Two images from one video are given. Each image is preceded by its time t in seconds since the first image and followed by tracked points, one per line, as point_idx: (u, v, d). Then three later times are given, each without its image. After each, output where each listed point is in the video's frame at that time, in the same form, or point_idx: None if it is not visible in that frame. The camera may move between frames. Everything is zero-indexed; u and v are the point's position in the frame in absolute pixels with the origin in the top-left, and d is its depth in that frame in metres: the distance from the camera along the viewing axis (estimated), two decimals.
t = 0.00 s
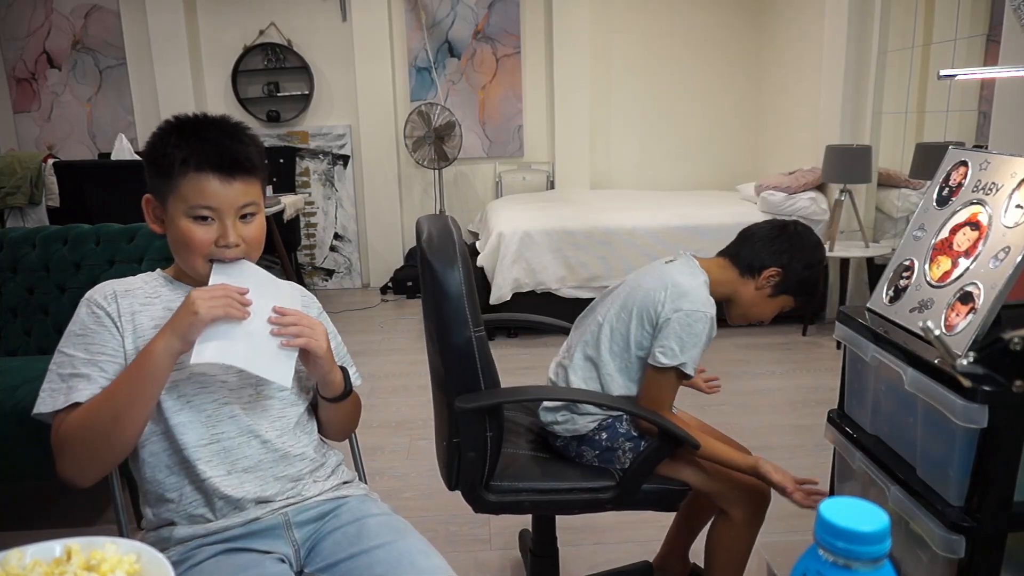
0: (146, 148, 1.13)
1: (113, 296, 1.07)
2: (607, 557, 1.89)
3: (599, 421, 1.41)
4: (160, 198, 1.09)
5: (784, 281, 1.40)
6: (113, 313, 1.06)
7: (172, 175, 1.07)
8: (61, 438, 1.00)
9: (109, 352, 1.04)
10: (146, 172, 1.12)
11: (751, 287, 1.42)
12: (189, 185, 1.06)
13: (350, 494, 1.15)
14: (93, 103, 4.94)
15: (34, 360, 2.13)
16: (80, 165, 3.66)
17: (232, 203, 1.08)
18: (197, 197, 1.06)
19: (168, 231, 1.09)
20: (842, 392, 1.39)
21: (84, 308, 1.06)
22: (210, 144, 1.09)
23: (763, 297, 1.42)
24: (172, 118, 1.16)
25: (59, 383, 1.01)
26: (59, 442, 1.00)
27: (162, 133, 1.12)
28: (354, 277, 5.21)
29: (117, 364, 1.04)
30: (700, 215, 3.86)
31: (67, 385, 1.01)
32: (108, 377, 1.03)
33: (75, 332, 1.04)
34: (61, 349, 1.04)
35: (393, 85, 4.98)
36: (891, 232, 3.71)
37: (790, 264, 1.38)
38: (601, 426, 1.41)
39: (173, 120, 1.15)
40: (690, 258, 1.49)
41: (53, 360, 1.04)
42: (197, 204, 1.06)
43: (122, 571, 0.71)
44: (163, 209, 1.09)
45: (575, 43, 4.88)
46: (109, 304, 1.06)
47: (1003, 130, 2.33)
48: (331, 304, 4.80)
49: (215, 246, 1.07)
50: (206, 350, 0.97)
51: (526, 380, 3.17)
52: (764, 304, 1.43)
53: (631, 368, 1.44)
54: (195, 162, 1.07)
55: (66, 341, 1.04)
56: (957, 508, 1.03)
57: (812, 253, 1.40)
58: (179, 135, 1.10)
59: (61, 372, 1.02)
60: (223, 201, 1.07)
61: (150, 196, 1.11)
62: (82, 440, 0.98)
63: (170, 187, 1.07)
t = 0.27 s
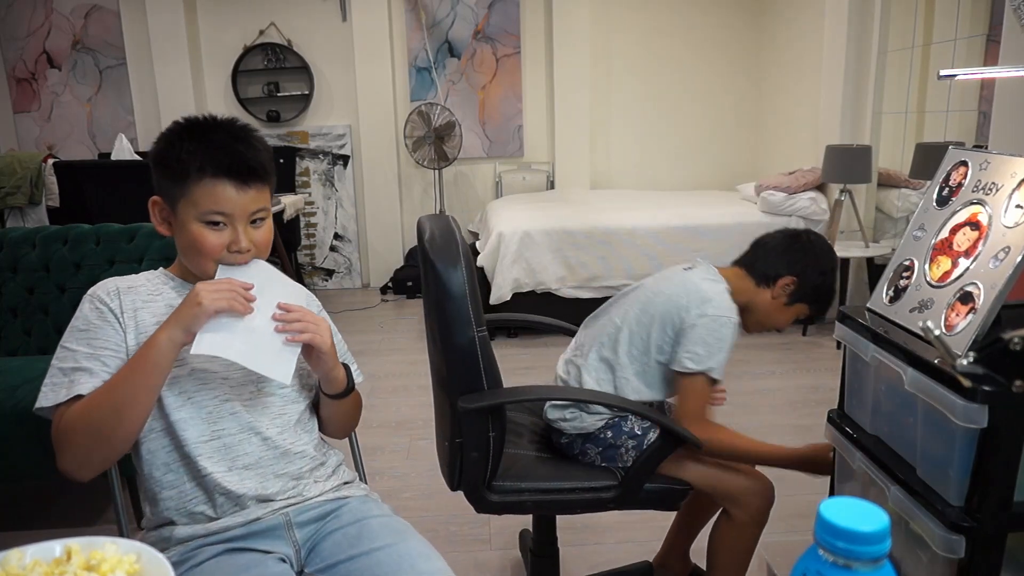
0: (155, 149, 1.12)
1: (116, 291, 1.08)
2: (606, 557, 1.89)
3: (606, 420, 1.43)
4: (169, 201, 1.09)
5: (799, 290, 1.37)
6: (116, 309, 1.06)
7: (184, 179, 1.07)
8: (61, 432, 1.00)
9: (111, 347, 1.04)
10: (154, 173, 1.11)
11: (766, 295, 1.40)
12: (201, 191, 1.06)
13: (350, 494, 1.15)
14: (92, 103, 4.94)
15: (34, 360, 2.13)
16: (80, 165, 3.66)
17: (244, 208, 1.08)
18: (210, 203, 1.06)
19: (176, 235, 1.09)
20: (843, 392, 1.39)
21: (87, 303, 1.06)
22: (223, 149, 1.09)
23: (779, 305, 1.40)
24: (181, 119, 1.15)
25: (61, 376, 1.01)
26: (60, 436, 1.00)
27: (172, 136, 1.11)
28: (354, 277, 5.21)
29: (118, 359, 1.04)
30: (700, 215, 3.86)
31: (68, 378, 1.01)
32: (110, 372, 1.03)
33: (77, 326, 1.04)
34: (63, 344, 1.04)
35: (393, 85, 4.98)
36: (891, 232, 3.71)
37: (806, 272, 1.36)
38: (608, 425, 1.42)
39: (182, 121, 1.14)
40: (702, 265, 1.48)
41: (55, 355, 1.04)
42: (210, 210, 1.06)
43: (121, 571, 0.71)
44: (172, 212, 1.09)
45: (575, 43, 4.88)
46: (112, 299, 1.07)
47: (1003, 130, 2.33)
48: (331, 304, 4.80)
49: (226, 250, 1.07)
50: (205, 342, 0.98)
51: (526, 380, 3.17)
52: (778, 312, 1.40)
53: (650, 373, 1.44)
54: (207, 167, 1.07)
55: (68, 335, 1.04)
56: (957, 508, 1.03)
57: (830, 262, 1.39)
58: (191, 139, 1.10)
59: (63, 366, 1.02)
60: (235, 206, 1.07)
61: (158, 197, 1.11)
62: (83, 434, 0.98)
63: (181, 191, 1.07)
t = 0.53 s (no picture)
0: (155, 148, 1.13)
1: (115, 293, 1.07)
2: (606, 557, 1.89)
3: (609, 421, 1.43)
4: (171, 198, 1.09)
5: (816, 317, 1.42)
6: (114, 312, 1.06)
7: (185, 174, 1.07)
8: (61, 435, 1.01)
9: (107, 351, 1.04)
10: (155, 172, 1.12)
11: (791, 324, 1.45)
12: (202, 184, 1.07)
13: (350, 495, 1.15)
14: (93, 103, 4.95)
15: (34, 360, 2.13)
16: (81, 165, 3.66)
17: (245, 199, 1.08)
18: (211, 194, 1.06)
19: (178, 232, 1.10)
20: (842, 392, 1.39)
21: (86, 306, 1.06)
22: (222, 143, 1.09)
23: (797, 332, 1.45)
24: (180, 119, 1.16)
25: (57, 381, 1.02)
26: (59, 437, 1.01)
27: (171, 133, 1.11)
28: (355, 277, 5.21)
29: (115, 364, 1.04)
30: (700, 215, 3.87)
31: (64, 384, 1.02)
32: (106, 376, 1.03)
33: (76, 330, 1.04)
34: (61, 347, 1.04)
35: (393, 85, 4.98)
36: (891, 232, 3.71)
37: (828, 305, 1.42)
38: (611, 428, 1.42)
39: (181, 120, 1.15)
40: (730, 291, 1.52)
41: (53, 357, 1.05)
42: (210, 202, 1.06)
43: (122, 571, 0.71)
44: (174, 208, 1.09)
45: (575, 43, 4.88)
46: (110, 302, 1.07)
47: (1003, 130, 2.33)
48: (332, 304, 4.80)
49: (229, 241, 1.07)
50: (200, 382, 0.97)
51: (526, 380, 3.17)
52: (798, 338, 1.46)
53: (639, 391, 1.45)
54: (207, 161, 1.07)
55: (67, 338, 1.04)
56: (957, 508, 1.03)
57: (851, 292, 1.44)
58: (190, 135, 1.10)
59: (60, 370, 1.03)
60: (235, 197, 1.07)
61: (160, 196, 1.11)
62: (84, 441, 0.99)
63: (182, 186, 1.07)
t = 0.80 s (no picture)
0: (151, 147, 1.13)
1: (112, 293, 1.07)
2: (606, 557, 1.89)
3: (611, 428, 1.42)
4: (164, 195, 1.09)
5: (784, 254, 1.32)
6: (112, 310, 1.05)
7: (177, 170, 1.08)
8: (63, 436, 1.02)
9: (105, 350, 1.04)
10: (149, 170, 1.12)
11: (759, 267, 1.35)
12: (194, 180, 1.07)
13: (350, 496, 1.15)
14: (93, 103, 4.95)
15: (34, 360, 2.13)
16: (81, 165, 3.66)
17: (235, 197, 1.08)
18: (201, 190, 1.06)
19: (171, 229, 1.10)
20: (842, 392, 1.39)
21: (84, 305, 1.06)
22: (214, 140, 1.10)
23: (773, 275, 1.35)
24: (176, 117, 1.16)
25: (54, 380, 1.02)
26: (60, 437, 1.02)
27: (165, 131, 1.12)
28: (355, 277, 5.21)
29: (113, 362, 1.04)
30: (700, 215, 3.87)
31: (61, 383, 1.02)
32: (104, 375, 1.03)
33: (74, 329, 1.04)
34: (59, 345, 1.04)
35: (393, 85, 4.98)
36: (891, 232, 3.71)
37: (793, 240, 1.31)
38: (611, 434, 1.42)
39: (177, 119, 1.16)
40: (692, 254, 1.46)
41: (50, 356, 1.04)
42: (200, 198, 1.06)
43: (122, 571, 0.71)
44: (167, 206, 1.09)
45: (575, 43, 4.88)
46: (108, 301, 1.06)
47: (1003, 131, 2.34)
48: (331, 304, 4.81)
49: (219, 238, 1.07)
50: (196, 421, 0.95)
51: (526, 380, 3.17)
52: (776, 279, 1.35)
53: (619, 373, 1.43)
54: (200, 158, 1.08)
55: (65, 336, 1.04)
56: (957, 508, 1.03)
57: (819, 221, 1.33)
58: (184, 133, 1.11)
59: (57, 369, 1.02)
60: (226, 194, 1.07)
61: (154, 195, 1.12)
62: (86, 446, 0.99)
63: (174, 182, 1.08)
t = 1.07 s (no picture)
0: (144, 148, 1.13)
1: (111, 295, 1.07)
2: (606, 557, 1.89)
3: (597, 437, 1.36)
4: (158, 195, 1.10)
5: (708, 207, 1.21)
6: (111, 312, 1.05)
7: (169, 169, 1.08)
8: (68, 440, 1.02)
9: (106, 352, 1.03)
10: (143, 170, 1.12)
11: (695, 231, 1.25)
12: (186, 179, 1.07)
13: (350, 496, 1.15)
14: (93, 103, 4.95)
15: (34, 360, 2.13)
16: (81, 165, 3.66)
17: (228, 195, 1.08)
18: (194, 189, 1.07)
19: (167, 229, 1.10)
20: (842, 392, 1.39)
21: (82, 307, 1.06)
22: (205, 137, 1.09)
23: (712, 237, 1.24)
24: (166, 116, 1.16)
25: (55, 383, 1.02)
26: (65, 440, 1.03)
27: (156, 130, 1.12)
28: (355, 277, 5.21)
29: (114, 364, 1.04)
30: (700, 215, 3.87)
31: (63, 387, 1.02)
32: (105, 377, 1.03)
33: (74, 332, 1.04)
34: (58, 349, 1.04)
35: (393, 85, 4.98)
36: (891, 232, 3.72)
37: (716, 193, 1.20)
38: (598, 443, 1.35)
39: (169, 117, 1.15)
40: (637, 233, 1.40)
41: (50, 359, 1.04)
42: (193, 197, 1.06)
43: (122, 571, 0.71)
44: (161, 205, 1.09)
45: (575, 43, 4.88)
46: (107, 303, 1.06)
47: (1003, 131, 2.34)
48: (331, 304, 4.81)
49: (213, 236, 1.07)
50: (195, 428, 1.02)
51: (526, 380, 3.17)
52: (717, 240, 1.25)
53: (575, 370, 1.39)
54: (192, 156, 1.07)
55: (64, 339, 1.04)
56: (957, 508, 1.03)
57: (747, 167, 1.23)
58: (174, 131, 1.10)
59: (58, 372, 1.03)
60: (219, 192, 1.07)
61: (148, 195, 1.12)
62: (91, 453, 1.00)
63: (167, 182, 1.08)
